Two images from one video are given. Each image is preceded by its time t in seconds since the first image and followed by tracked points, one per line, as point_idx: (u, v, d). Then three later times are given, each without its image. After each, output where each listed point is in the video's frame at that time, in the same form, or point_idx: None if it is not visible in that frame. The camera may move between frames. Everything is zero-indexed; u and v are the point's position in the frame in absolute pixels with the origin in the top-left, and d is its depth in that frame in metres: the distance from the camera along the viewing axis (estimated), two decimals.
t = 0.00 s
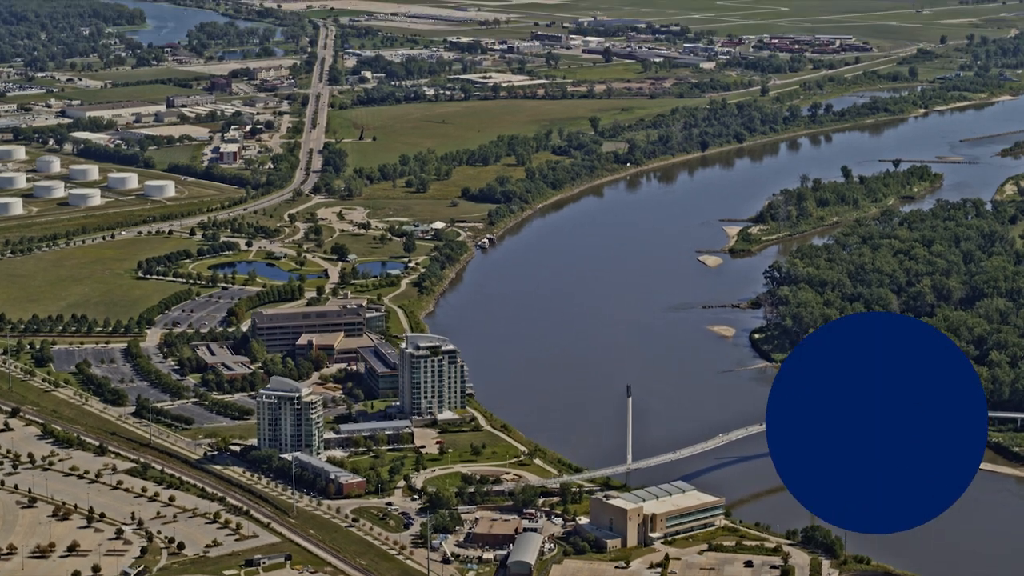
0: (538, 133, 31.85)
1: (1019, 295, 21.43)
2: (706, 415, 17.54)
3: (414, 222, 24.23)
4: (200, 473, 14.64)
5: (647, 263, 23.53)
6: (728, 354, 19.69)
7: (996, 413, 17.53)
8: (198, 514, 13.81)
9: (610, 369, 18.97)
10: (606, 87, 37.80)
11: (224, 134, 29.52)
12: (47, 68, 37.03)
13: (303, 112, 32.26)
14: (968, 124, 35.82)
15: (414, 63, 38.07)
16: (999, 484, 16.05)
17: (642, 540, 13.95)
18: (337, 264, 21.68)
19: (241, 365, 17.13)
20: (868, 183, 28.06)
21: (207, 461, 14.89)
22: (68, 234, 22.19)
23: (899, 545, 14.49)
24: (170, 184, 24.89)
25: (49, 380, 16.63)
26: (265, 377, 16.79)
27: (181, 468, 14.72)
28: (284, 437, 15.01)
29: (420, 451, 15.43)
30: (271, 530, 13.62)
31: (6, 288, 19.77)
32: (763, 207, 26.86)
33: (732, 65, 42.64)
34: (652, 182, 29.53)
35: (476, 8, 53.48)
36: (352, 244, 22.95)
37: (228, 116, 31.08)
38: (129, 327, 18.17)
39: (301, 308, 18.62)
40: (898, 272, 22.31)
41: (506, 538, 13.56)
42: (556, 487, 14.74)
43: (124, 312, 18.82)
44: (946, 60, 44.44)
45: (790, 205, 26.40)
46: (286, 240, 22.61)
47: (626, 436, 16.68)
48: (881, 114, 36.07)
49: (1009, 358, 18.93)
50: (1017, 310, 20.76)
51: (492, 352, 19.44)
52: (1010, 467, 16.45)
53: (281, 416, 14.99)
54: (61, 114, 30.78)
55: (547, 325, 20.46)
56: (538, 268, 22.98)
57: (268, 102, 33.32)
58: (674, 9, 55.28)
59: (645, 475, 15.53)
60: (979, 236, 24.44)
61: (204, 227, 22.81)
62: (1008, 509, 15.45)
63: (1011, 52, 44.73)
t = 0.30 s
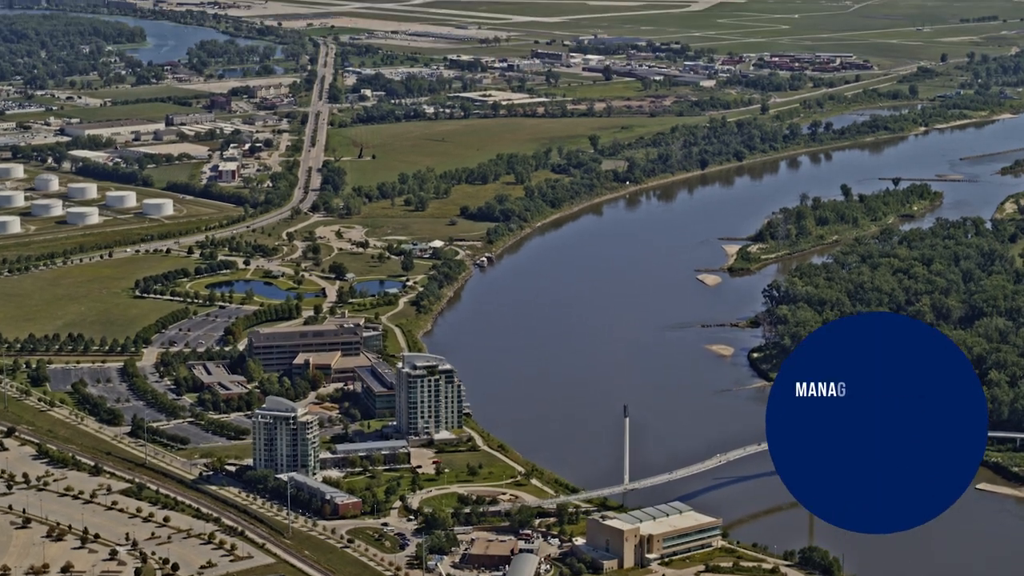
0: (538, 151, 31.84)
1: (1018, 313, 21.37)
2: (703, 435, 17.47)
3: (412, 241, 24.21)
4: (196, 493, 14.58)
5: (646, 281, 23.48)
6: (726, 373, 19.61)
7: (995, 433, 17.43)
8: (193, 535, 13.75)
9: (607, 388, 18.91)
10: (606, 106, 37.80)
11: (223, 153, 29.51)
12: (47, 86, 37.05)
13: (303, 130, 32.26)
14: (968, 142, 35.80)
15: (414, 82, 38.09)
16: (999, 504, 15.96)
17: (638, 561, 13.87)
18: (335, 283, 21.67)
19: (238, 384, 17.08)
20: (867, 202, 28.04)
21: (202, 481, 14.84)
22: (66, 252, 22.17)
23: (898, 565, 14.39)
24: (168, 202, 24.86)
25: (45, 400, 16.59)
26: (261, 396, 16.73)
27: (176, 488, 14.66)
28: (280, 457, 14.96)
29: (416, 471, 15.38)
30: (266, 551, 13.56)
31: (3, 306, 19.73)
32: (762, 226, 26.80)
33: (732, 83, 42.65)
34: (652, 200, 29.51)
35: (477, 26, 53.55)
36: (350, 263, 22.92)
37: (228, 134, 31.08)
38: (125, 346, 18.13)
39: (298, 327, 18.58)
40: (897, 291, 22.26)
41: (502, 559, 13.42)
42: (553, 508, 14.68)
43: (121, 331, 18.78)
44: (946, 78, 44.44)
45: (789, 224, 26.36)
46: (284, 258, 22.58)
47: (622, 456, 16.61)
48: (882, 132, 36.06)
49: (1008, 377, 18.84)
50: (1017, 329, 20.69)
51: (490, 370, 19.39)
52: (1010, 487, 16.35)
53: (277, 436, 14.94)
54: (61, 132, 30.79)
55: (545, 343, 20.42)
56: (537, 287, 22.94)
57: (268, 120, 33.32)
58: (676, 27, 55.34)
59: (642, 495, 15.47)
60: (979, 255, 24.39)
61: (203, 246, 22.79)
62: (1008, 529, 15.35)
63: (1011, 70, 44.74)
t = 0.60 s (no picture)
0: (538, 171, 31.81)
1: (1019, 334, 21.27)
2: (700, 458, 17.37)
3: (411, 261, 24.19)
4: (192, 515, 14.52)
5: (645, 302, 23.41)
6: (726, 394, 19.50)
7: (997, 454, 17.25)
8: (188, 556, 13.69)
9: (606, 410, 18.83)
10: (607, 125, 37.78)
11: (222, 172, 29.50)
12: (48, 105, 37.08)
13: (303, 150, 32.25)
14: (970, 162, 35.76)
15: (415, 102, 38.09)
16: (1000, 527, 15.82)
17: None
18: (334, 303, 21.64)
19: (234, 405, 17.03)
20: (868, 221, 28.00)
21: (198, 503, 14.78)
22: (64, 272, 22.14)
23: None
24: (167, 222, 24.84)
25: (41, 421, 16.54)
26: (258, 418, 16.67)
27: (172, 510, 14.60)
28: (276, 479, 14.90)
29: (413, 492, 15.33)
30: (261, 573, 13.48)
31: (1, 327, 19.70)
32: (762, 246, 26.75)
33: (734, 103, 42.65)
34: (652, 220, 29.47)
35: (478, 45, 53.62)
36: (349, 283, 22.88)
37: (227, 154, 31.08)
38: (123, 366, 18.09)
39: (296, 348, 18.54)
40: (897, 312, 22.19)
41: None
42: (550, 529, 14.60)
43: (118, 352, 18.75)
44: (947, 97, 44.41)
45: (789, 244, 26.31)
46: (282, 279, 22.54)
47: (620, 478, 16.51)
48: (882, 151, 36.04)
49: (1009, 398, 18.73)
50: (1017, 350, 20.60)
51: (488, 391, 19.32)
52: (1011, 509, 16.22)
53: (273, 457, 14.87)
54: (61, 152, 30.79)
55: (543, 364, 20.34)
56: (537, 307, 22.87)
57: (267, 140, 33.31)
58: (676, 46, 55.38)
59: (640, 518, 15.35)
60: (979, 275, 24.32)
61: (201, 266, 22.76)
62: (1010, 552, 15.22)
63: (1013, 89, 44.72)
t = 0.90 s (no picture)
0: (539, 190, 31.79)
1: (1021, 353, 21.22)
2: (700, 478, 17.28)
3: (412, 279, 24.18)
4: (189, 535, 14.47)
5: (646, 321, 23.34)
6: (727, 413, 19.41)
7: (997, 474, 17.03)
8: None
9: (606, 430, 18.74)
10: (609, 144, 37.77)
11: (223, 191, 29.47)
12: (50, 124, 37.07)
13: (304, 168, 32.24)
14: (972, 180, 35.72)
15: (416, 120, 38.11)
16: (1002, 548, 15.68)
17: None
18: (334, 322, 21.60)
19: (233, 425, 16.98)
20: (869, 240, 27.97)
21: (195, 523, 14.72)
22: (63, 291, 22.11)
23: None
24: (167, 241, 24.81)
25: (38, 441, 16.49)
26: (257, 437, 16.62)
27: (169, 531, 14.54)
28: (273, 499, 14.83)
29: (411, 513, 15.27)
30: None
31: None
32: (764, 265, 26.71)
33: (736, 121, 42.65)
34: (653, 238, 29.42)
35: (480, 63, 53.62)
36: (350, 302, 22.85)
37: (228, 172, 31.05)
38: (121, 386, 18.04)
39: (295, 367, 18.49)
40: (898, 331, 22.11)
41: None
42: (549, 550, 14.53)
43: (117, 371, 18.70)
44: (950, 115, 44.36)
45: (791, 263, 26.26)
46: (283, 297, 22.51)
47: (620, 499, 16.42)
48: (885, 169, 36.00)
49: (1010, 417, 18.63)
50: (1019, 370, 20.53)
51: (488, 411, 19.24)
52: (1013, 530, 16.07)
53: (271, 477, 14.81)
54: (61, 170, 30.78)
55: (544, 384, 20.26)
56: (537, 327, 22.80)
57: (269, 158, 33.29)
58: (679, 64, 55.38)
59: (639, 538, 15.27)
60: (981, 294, 24.27)
61: (201, 285, 22.72)
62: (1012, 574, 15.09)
63: (1015, 107, 44.72)
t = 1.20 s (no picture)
0: (544, 210, 31.77)
1: None
2: (702, 501, 17.19)
3: (416, 299, 24.17)
4: (189, 558, 14.41)
5: (650, 342, 23.24)
6: (730, 435, 19.30)
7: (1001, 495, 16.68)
8: None
9: (608, 452, 18.65)
10: (614, 164, 37.74)
11: (227, 211, 29.45)
12: (55, 143, 37.11)
13: (309, 188, 32.23)
14: (978, 200, 35.65)
15: (422, 140, 38.13)
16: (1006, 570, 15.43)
17: None
18: (337, 343, 21.56)
19: (234, 446, 16.94)
20: (875, 260, 27.90)
21: (195, 545, 14.66)
22: (66, 311, 22.10)
23: None
24: (171, 261, 24.80)
25: (39, 462, 16.46)
26: (258, 458, 16.57)
27: (169, 553, 14.49)
28: (274, 521, 14.77)
29: (413, 534, 15.21)
30: None
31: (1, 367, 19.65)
32: (768, 285, 26.64)
33: (742, 140, 42.63)
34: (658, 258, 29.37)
35: (487, 83, 53.66)
36: (353, 322, 22.82)
37: (233, 192, 31.04)
38: (123, 407, 18.01)
39: (297, 388, 18.45)
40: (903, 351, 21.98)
41: None
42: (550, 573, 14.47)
43: (118, 391, 18.67)
44: (955, 135, 44.32)
45: (796, 283, 26.20)
46: (286, 317, 22.49)
47: (621, 522, 16.33)
48: (890, 189, 35.95)
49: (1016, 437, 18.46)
50: None
51: (490, 433, 19.17)
52: (1017, 552, 15.77)
53: (271, 499, 14.74)
54: (66, 190, 30.79)
55: (546, 405, 20.18)
56: (541, 348, 22.73)
57: (273, 178, 33.29)
58: (685, 84, 55.42)
59: (640, 561, 15.18)
60: (986, 314, 24.16)
61: (204, 305, 22.70)
62: None
63: (1021, 127, 44.66)
